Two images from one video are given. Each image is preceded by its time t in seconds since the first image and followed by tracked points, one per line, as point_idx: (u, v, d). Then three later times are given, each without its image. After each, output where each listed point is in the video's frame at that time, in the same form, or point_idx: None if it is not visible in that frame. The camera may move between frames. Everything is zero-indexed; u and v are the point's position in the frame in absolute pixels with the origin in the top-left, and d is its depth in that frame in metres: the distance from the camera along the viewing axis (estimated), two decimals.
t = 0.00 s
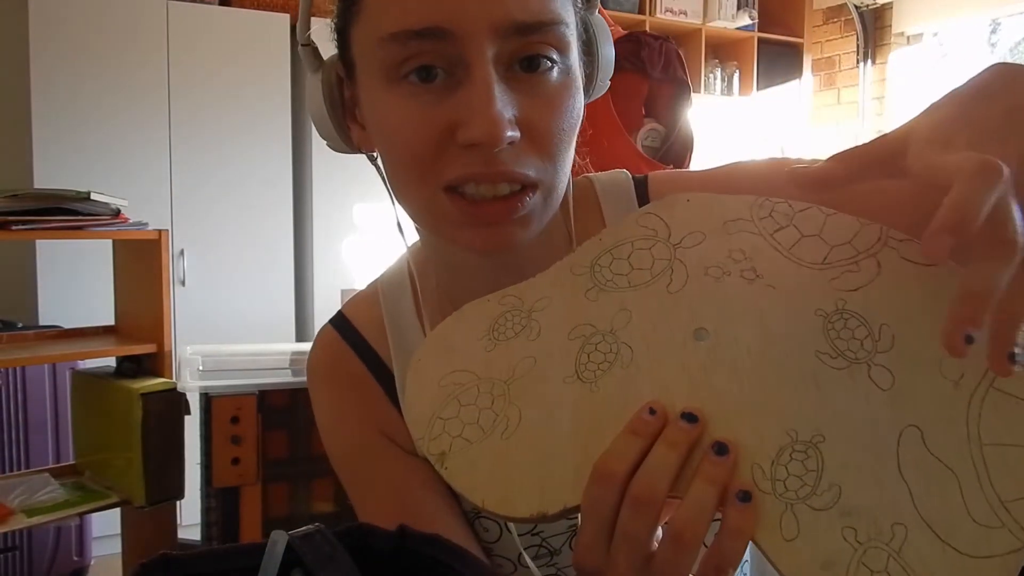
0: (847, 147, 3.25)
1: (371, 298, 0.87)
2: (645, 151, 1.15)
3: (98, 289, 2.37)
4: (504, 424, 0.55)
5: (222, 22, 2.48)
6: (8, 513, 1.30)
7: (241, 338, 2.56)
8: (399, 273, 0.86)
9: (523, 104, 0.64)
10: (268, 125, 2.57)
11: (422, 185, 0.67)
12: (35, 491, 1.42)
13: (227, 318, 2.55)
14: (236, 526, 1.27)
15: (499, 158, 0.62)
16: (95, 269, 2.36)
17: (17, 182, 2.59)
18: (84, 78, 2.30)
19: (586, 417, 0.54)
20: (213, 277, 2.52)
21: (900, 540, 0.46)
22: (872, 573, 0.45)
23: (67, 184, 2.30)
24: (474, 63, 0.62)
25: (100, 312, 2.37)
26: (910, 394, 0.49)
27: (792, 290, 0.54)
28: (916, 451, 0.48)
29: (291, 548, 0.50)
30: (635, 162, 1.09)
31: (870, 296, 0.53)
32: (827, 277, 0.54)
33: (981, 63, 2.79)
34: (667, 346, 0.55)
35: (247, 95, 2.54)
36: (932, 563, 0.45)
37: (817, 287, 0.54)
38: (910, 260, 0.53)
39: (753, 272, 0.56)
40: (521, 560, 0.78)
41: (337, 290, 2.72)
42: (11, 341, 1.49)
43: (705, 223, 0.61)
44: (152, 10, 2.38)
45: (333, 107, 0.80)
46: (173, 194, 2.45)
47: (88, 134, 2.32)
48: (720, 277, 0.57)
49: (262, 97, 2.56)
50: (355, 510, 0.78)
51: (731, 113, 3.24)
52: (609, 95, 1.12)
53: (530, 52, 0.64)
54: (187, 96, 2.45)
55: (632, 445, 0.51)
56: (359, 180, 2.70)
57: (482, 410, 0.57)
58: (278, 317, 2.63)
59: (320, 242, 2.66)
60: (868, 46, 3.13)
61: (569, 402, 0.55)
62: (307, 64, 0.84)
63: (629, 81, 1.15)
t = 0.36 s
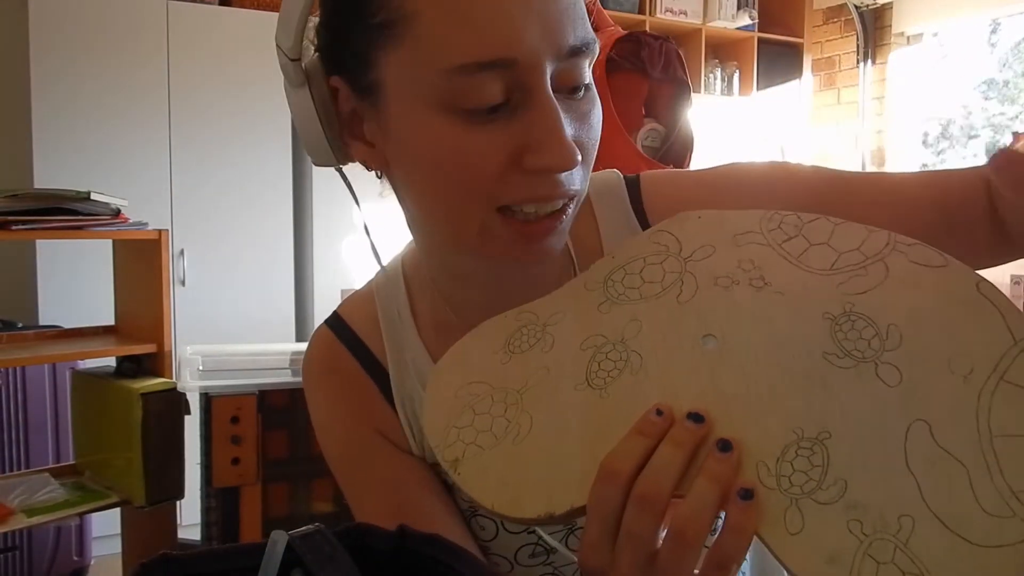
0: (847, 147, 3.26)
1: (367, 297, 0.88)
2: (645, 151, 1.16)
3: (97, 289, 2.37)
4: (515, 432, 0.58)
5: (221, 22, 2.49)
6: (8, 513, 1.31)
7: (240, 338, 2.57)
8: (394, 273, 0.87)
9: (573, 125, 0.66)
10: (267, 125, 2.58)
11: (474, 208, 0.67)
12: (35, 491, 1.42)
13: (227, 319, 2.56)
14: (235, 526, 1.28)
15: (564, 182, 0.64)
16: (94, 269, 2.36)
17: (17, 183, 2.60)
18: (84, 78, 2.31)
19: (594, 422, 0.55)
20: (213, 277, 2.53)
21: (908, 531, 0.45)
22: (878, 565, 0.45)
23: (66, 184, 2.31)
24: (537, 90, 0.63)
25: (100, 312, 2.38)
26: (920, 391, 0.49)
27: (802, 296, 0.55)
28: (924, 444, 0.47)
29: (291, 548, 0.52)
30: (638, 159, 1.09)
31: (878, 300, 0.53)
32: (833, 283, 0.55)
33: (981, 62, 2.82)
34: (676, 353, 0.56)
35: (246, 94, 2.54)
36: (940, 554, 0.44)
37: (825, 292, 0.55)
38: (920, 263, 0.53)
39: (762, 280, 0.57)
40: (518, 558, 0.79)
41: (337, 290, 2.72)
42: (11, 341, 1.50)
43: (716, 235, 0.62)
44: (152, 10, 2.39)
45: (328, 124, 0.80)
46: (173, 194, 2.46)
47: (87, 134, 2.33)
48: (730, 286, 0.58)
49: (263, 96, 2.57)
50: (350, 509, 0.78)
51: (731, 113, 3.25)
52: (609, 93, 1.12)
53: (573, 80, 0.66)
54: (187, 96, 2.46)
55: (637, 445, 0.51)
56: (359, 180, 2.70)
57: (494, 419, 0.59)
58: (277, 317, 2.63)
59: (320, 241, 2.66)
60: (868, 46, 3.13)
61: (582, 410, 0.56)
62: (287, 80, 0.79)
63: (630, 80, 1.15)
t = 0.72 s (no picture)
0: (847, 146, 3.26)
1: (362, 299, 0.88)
2: (645, 151, 1.16)
3: (97, 288, 2.37)
4: (511, 441, 0.57)
5: (221, 22, 2.49)
6: (8, 513, 1.31)
7: (240, 338, 2.57)
8: (388, 274, 0.87)
9: (560, 121, 0.66)
10: (267, 125, 2.58)
11: (470, 212, 0.67)
12: (35, 491, 1.43)
13: (227, 319, 2.56)
14: (236, 526, 1.28)
15: (552, 179, 0.64)
16: (94, 268, 2.37)
17: (17, 183, 2.60)
18: (84, 78, 2.31)
19: (590, 426, 0.55)
20: (213, 277, 2.53)
21: (904, 504, 0.44)
22: (877, 539, 0.44)
23: (66, 184, 2.32)
24: (522, 88, 0.63)
25: (100, 312, 2.38)
26: (905, 370, 0.48)
27: (784, 293, 0.55)
28: (912, 418, 0.47)
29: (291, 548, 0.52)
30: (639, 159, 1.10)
31: (856, 289, 0.53)
32: (813, 276, 0.55)
33: (981, 62, 2.81)
34: (666, 353, 0.56)
35: (246, 94, 2.54)
36: (938, 524, 0.43)
37: (807, 285, 0.55)
38: (895, 252, 0.54)
39: (743, 279, 0.57)
40: (515, 555, 0.79)
41: (337, 290, 2.71)
42: (11, 341, 1.50)
43: (697, 242, 0.63)
44: (152, 10, 2.39)
45: (319, 133, 0.80)
46: (173, 194, 2.46)
47: (87, 134, 2.33)
48: (713, 288, 0.58)
49: (263, 96, 2.57)
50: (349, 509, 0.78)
51: (731, 113, 3.26)
52: (609, 93, 1.12)
53: (557, 74, 0.66)
54: (187, 96, 2.46)
55: (634, 442, 0.51)
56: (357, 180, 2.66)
57: (490, 431, 0.59)
58: (277, 317, 2.63)
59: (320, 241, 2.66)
60: (870, 45, 3.14)
61: (575, 415, 0.56)
62: (275, 92, 0.79)
63: (629, 80, 1.15)
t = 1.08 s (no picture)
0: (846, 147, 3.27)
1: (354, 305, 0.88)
2: (645, 151, 1.16)
3: (97, 288, 2.37)
4: (516, 435, 0.57)
5: (221, 21, 2.49)
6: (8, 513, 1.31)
7: (241, 338, 2.57)
8: (377, 281, 0.87)
9: (537, 122, 0.66)
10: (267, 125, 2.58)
11: (452, 216, 0.67)
12: (35, 491, 1.43)
13: (227, 319, 2.56)
14: (236, 526, 1.28)
15: (531, 181, 0.64)
16: (95, 268, 2.37)
17: (17, 183, 2.60)
18: (85, 78, 2.31)
19: (593, 424, 0.55)
20: (213, 277, 2.53)
21: (904, 507, 0.44)
22: (876, 541, 0.44)
23: (67, 184, 2.32)
24: (498, 89, 0.63)
25: (100, 312, 2.38)
26: (910, 374, 0.48)
27: (791, 295, 0.55)
28: (915, 423, 0.47)
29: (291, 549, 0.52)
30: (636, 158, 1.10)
31: (865, 292, 0.54)
32: (819, 279, 0.56)
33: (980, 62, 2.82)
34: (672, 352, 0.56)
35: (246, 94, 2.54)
36: (939, 526, 0.43)
37: (814, 288, 0.55)
38: (905, 256, 0.54)
39: (751, 281, 0.57)
40: (510, 555, 0.79)
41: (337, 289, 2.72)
42: (11, 341, 1.50)
43: (706, 244, 0.63)
44: (152, 9, 2.39)
45: (300, 143, 0.80)
46: (173, 194, 2.46)
47: (88, 134, 2.33)
48: (721, 289, 0.58)
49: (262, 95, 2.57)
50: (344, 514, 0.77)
51: (731, 113, 3.26)
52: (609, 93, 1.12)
53: (533, 75, 0.66)
54: (187, 96, 2.46)
55: (637, 439, 0.51)
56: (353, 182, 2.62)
57: (495, 426, 0.59)
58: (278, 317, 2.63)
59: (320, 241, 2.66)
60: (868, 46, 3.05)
61: (579, 411, 0.56)
62: (255, 104, 0.78)
63: (630, 81, 1.16)
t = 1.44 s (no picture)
0: (846, 147, 3.26)
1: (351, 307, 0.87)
2: (645, 151, 1.15)
3: (98, 288, 2.37)
4: (519, 433, 0.57)
5: (222, 21, 2.48)
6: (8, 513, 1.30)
7: (241, 339, 2.57)
8: (375, 282, 0.87)
9: (532, 123, 0.66)
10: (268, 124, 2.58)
11: (446, 216, 0.67)
12: (35, 491, 1.42)
13: (228, 319, 2.55)
14: (235, 526, 1.28)
15: (524, 181, 0.64)
16: (95, 268, 2.36)
17: (18, 182, 2.60)
18: (86, 78, 2.31)
19: (596, 424, 0.55)
20: (213, 277, 2.53)
21: (909, 503, 0.44)
22: (881, 536, 0.43)
23: (68, 183, 2.32)
24: (490, 90, 0.62)
25: (101, 312, 2.38)
26: (914, 373, 0.48)
27: (794, 297, 0.55)
28: (919, 421, 0.46)
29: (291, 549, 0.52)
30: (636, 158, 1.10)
31: (868, 294, 0.53)
32: (822, 282, 0.55)
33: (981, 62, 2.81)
34: (675, 353, 0.55)
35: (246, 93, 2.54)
36: (943, 521, 0.43)
37: (817, 290, 0.55)
38: (906, 260, 0.54)
39: (754, 283, 0.57)
40: (509, 555, 0.79)
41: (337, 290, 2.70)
42: (11, 341, 1.50)
43: (708, 246, 0.62)
44: (152, 9, 2.39)
45: (296, 143, 0.80)
46: (174, 193, 2.46)
47: (90, 134, 2.33)
48: (724, 291, 0.58)
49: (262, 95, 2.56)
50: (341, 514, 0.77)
51: (732, 113, 3.25)
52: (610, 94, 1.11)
53: (525, 78, 0.65)
54: (188, 95, 2.46)
55: (643, 438, 0.51)
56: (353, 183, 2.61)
57: (498, 425, 0.58)
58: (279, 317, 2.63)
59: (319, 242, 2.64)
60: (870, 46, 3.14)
61: (582, 410, 0.56)
62: (252, 104, 0.78)
63: (629, 80, 1.16)
